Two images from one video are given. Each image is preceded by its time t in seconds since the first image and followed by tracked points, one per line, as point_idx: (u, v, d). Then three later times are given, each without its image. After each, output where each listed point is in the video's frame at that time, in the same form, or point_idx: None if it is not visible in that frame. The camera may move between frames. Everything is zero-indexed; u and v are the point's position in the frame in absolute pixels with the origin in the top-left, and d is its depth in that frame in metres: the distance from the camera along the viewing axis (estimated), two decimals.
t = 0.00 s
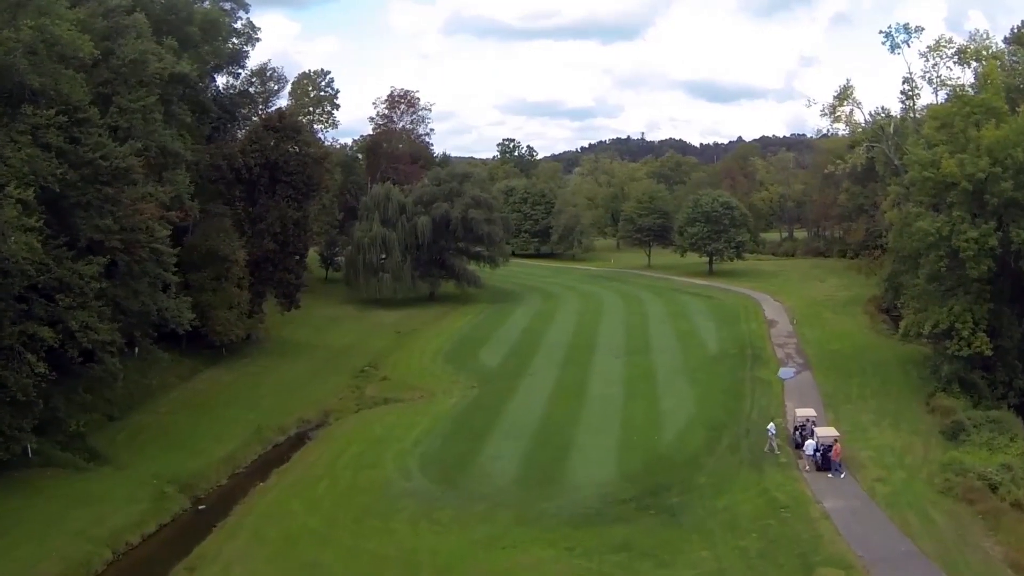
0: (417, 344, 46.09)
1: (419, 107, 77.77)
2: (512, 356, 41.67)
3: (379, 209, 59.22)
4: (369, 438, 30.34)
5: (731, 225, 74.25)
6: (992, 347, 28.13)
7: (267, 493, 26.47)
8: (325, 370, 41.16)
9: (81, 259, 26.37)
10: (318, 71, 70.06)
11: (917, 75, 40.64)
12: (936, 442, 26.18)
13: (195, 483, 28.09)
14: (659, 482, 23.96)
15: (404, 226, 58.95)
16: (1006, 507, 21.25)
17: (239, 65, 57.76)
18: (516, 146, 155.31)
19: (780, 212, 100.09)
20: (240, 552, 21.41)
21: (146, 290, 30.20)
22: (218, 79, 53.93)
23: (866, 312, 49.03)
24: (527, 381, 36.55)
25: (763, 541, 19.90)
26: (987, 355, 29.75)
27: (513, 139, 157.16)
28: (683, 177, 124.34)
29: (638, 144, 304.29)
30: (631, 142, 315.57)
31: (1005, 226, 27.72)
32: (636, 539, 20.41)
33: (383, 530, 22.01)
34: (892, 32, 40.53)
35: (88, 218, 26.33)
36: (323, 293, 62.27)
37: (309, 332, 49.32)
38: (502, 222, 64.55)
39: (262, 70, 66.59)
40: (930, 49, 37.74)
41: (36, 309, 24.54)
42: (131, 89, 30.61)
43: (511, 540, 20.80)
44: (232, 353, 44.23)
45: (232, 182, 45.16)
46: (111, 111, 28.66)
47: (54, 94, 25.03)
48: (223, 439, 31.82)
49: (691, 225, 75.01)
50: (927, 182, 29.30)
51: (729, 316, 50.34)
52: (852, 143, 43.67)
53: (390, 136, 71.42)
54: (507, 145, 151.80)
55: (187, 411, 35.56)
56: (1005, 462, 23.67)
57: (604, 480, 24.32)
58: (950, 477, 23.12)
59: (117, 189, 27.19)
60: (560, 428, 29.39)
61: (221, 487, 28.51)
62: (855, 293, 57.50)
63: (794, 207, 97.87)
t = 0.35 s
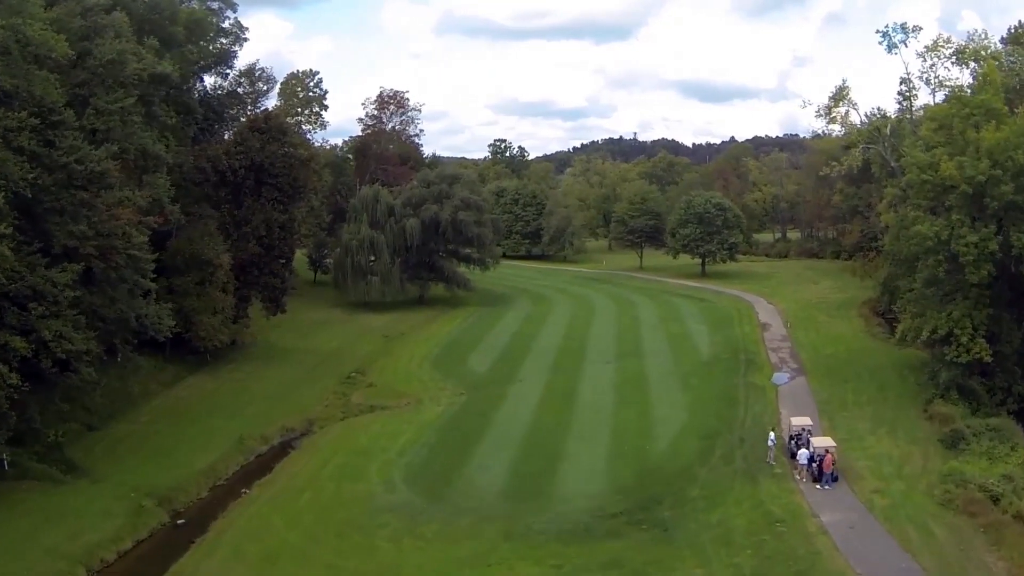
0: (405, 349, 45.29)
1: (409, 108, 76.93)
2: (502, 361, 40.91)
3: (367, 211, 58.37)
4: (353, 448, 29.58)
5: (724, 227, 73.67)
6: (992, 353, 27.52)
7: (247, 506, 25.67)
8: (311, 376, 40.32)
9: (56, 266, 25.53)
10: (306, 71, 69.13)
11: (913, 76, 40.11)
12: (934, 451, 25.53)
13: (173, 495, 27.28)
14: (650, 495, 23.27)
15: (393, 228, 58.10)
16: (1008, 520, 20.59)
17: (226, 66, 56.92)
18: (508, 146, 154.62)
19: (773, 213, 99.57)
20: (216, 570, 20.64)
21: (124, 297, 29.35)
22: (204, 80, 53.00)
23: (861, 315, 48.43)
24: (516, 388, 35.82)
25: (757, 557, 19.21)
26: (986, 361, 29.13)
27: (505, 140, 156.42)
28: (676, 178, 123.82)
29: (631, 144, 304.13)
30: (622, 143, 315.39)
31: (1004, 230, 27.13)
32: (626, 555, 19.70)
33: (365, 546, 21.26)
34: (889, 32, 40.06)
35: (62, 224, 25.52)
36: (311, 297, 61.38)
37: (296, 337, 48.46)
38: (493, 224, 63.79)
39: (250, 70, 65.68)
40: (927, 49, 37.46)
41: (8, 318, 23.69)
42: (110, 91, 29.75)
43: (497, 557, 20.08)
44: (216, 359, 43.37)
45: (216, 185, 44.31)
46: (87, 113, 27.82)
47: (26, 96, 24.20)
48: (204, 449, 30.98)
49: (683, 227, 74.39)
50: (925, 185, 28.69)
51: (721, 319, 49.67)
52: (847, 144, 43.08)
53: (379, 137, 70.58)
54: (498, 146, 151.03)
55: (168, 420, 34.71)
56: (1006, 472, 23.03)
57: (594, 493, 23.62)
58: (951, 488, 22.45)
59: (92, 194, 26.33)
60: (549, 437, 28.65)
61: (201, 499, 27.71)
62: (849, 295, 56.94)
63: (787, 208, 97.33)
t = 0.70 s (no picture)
0: (392, 354, 44.45)
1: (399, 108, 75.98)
2: (491, 367, 40.10)
3: (355, 213, 57.48)
4: (336, 460, 28.70)
5: (717, 228, 73.01)
6: (992, 360, 26.88)
7: (226, 521, 24.80)
8: (296, 383, 39.42)
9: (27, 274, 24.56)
10: (294, 71, 68.15)
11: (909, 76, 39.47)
12: (934, 462, 24.81)
13: (150, 510, 26.37)
14: (642, 510, 22.49)
15: (381, 231, 57.20)
16: (1012, 536, 19.88)
17: (213, 66, 55.97)
18: (500, 147, 153.86)
19: (766, 214, 98.99)
20: None
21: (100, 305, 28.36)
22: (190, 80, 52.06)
23: (856, 319, 47.77)
24: (505, 395, 35.00)
25: None
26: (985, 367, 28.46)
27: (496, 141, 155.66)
28: (668, 179, 123.23)
29: (623, 145, 303.39)
30: (616, 143, 314.63)
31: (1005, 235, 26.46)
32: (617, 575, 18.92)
33: (345, 566, 20.42)
34: (885, 32, 39.41)
35: (34, 230, 24.56)
36: (298, 300, 60.45)
37: (281, 342, 47.55)
38: (483, 226, 63.00)
39: (237, 70, 64.67)
40: (925, 49, 36.83)
41: None
42: (86, 92, 28.71)
43: None
44: (199, 365, 42.43)
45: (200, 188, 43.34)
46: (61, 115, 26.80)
47: None
48: (184, 460, 30.06)
49: (676, 228, 73.72)
50: (924, 188, 27.99)
51: (714, 323, 48.97)
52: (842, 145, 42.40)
53: (369, 137, 69.64)
54: (490, 146, 150.25)
55: (148, 429, 33.78)
56: (1008, 484, 22.32)
57: (584, 508, 22.83)
58: (952, 502, 21.72)
59: (65, 199, 25.34)
60: (538, 448, 27.86)
61: (179, 513, 26.82)
62: (844, 297, 56.35)
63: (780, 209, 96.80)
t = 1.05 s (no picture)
0: (381, 360, 43.64)
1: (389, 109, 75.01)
2: (481, 373, 39.33)
3: (345, 216, 56.61)
4: (321, 471, 27.91)
5: (712, 229, 72.31)
6: (994, 368, 26.33)
7: (206, 537, 24.00)
8: (282, 390, 38.58)
9: None
10: (283, 71, 67.11)
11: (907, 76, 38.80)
12: (935, 475, 24.12)
13: (128, 525, 25.53)
14: (634, 525, 21.77)
15: (371, 233, 56.36)
16: (1018, 555, 19.18)
17: (202, 66, 55.06)
18: (493, 147, 153.06)
19: (761, 214, 98.39)
20: None
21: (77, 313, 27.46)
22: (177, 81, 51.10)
23: (853, 322, 47.10)
24: (495, 402, 34.25)
25: None
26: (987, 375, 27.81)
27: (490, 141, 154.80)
28: (663, 179, 122.55)
29: (618, 144, 303.09)
30: (610, 142, 314.20)
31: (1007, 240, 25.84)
32: None
33: None
34: (883, 31, 38.75)
35: (5, 238, 23.67)
36: (287, 303, 59.55)
37: (269, 347, 46.66)
38: (475, 228, 62.23)
39: (226, 70, 63.65)
40: (924, 49, 36.17)
41: None
42: (62, 95, 27.81)
43: None
44: (184, 372, 41.54)
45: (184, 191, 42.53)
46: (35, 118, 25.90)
47: None
48: (165, 472, 29.20)
49: (670, 229, 73.03)
50: (924, 192, 27.33)
51: (708, 326, 48.27)
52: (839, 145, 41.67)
53: (359, 138, 68.77)
54: (483, 146, 149.34)
55: (129, 439, 32.89)
56: (1013, 499, 21.62)
57: (574, 523, 22.11)
58: (955, 519, 20.99)
59: (38, 205, 24.46)
60: (528, 460, 27.07)
61: (158, 528, 25.99)
62: (840, 300, 55.73)
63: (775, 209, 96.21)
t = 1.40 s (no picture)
0: (372, 365, 42.84)
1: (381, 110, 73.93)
2: (474, 379, 38.57)
3: (337, 218, 55.80)
4: (307, 483, 27.13)
5: (709, 231, 71.57)
6: (999, 376, 25.71)
7: (186, 554, 23.18)
8: (270, 397, 37.76)
9: None
10: (273, 71, 66.01)
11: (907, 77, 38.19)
12: (939, 488, 23.41)
13: (106, 540, 24.69)
14: (630, 542, 21.02)
15: (363, 236, 55.58)
16: None
17: (192, 67, 54.19)
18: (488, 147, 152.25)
19: (759, 214, 97.73)
20: None
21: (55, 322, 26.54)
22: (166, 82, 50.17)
23: (852, 326, 46.40)
24: (488, 410, 33.48)
25: None
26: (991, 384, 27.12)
27: (485, 141, 153.99)
28: (660, 179, 121.82)
29: (614, 145, 302.34)
30: (607, 142, 313.43)
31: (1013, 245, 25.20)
32: None
33: None
34: (884, 30, 38.17)
35: None
36: (278, 307, 58.69)
37: (258, 353, 45.80)
38: (470, 230, 61.49)
39: (216, 69, 62.72)
40: (925, 48, 35.55)
41: None
42: (39, 97, 26.86)
43: None
44: (170, 379, 40.67)
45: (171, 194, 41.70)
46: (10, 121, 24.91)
47: None
48: (147, 484, 28.38)
49: (667, 231, 72.33)
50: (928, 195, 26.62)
51: (706, 330, 47.53)
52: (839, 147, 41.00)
53: (352, 139, 67.96)
54: (478, 146, 148.54)
55: (112, 449, 32.04)
56: (1020, 514, 20.90)
57: (567, 540, 21.36)
58: (961, 535, 20.23)
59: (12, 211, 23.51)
60: (519, 472, 26.29)
61: (138, 544, 25.17)
62: (839, 302, 55.05)
63: (773, 210, 95.57)
